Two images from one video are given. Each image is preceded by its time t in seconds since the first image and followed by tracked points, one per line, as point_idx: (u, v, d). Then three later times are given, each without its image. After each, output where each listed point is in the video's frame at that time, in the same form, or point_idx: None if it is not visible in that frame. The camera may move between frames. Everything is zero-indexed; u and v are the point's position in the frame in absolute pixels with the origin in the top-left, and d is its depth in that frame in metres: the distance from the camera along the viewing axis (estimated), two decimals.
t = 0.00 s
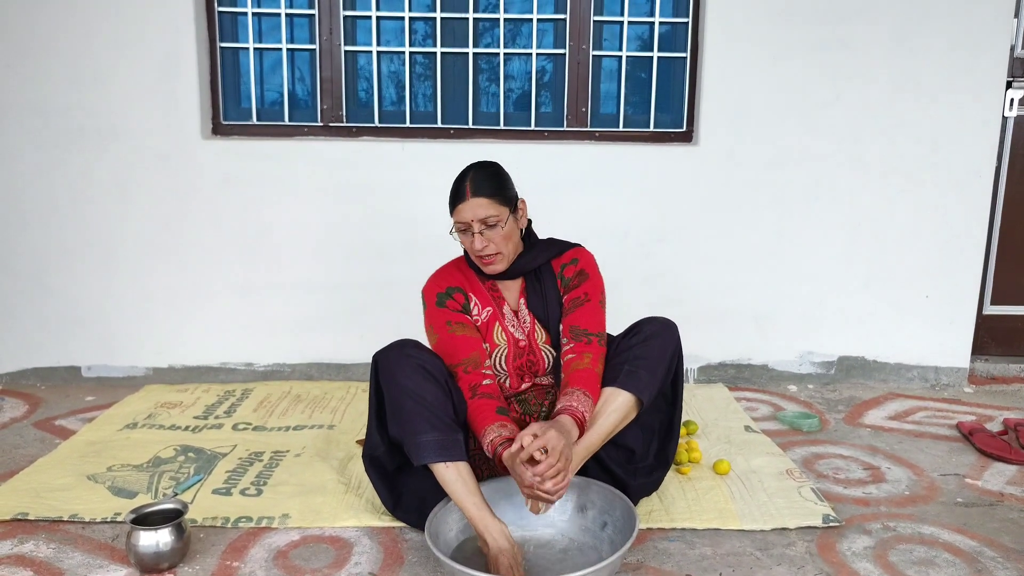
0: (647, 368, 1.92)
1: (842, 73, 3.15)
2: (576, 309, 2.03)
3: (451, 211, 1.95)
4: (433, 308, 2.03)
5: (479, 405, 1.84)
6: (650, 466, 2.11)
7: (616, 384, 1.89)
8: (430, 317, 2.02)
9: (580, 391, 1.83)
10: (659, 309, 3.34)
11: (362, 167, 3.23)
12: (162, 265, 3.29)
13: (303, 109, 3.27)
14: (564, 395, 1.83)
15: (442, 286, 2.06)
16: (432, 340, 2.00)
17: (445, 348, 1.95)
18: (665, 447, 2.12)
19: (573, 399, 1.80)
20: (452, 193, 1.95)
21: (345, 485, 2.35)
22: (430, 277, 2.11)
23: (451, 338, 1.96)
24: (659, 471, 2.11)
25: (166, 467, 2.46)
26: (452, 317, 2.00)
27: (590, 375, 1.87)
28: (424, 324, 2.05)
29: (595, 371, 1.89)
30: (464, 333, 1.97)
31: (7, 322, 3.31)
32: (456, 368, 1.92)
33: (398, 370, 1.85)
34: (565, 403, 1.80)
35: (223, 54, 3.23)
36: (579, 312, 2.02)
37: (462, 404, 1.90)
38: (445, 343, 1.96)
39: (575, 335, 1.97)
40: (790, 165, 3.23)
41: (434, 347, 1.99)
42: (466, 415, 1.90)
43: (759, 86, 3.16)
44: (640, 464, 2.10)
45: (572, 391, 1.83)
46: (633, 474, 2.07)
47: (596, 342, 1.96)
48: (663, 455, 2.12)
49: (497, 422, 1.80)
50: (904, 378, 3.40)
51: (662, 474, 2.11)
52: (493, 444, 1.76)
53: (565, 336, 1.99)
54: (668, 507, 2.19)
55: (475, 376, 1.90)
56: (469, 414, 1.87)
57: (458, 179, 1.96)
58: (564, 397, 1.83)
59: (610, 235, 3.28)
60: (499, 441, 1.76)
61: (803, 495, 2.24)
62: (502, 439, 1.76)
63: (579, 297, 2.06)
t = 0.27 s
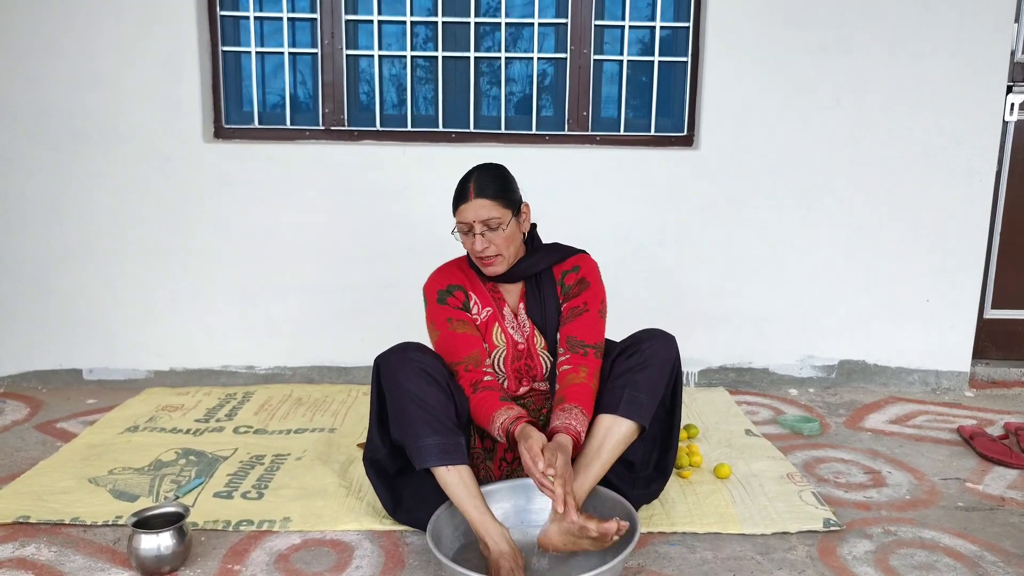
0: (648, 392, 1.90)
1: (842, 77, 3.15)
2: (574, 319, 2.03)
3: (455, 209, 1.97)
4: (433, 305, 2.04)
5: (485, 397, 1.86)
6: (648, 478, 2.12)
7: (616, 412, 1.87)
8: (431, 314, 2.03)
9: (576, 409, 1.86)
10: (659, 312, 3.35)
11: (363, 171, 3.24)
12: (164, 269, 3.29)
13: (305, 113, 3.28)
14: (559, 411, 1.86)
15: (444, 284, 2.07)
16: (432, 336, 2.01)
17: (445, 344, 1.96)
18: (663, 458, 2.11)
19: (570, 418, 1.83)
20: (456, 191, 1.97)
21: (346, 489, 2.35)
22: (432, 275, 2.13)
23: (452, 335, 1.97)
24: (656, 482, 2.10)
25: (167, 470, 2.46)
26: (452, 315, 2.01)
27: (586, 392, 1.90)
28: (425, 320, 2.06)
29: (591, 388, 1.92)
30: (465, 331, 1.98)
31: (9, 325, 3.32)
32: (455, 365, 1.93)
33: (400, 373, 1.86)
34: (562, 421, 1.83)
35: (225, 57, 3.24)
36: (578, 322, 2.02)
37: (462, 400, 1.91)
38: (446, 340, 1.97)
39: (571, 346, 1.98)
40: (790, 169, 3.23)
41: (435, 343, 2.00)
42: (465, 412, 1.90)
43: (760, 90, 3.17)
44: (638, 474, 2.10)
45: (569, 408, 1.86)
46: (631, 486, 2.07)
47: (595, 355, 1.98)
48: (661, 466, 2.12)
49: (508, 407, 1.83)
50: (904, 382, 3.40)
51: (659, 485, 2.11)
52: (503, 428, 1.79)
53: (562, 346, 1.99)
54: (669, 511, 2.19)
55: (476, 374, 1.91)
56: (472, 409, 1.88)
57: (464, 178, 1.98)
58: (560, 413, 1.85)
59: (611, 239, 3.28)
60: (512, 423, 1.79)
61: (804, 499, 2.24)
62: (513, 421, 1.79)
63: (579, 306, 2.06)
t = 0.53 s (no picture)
0: (650, 411, 1.90)
1: (845, 78, 3.15)
2: (580, 327, 2.02)
3: (467, 209, 1.96)
4: (437, 307, 2.03)
5: (484, 406, 1.86)
6: (647, 489, 2.14)
7: (617, 430, 1.87)
8: (434, 316, 2.03)
9: (582, 422, 1.85)
10: (661, 313, 3.35)
11: (366, 170, 3.24)
12: (166, 268, 3.30)
13: (308, 112, 3.29)
14: (565, 424, 1.84)
15: (448, 286, 2.06)
16: (435, 339, 2.01)
17: (448, 349, 1.96)
18: (664, 472, 2.11)
19: (575, 432, 1.82)
20: (469, 191, 1.96)
21: (347, 488, 2.35)
22: (436, 274, 2.11)
23: (455, 339, 1.97)
24: (655, 495, 2.12)
25: (170, 469, 2.47)
26: (455, 318, 2.01)
27: (592, 404, 1.89)
28: (427, 320, 2.05)
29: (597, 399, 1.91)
30: (468, 335, 1.98)
31: (12, 324, 3.32)
32: (457, 371, 1.94)
33: (392, 378, 1.86)
34: (567, 435, 1.82)
35: (228, 57, 3.25)
36: (584, 330, 2.01)
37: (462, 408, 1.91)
38: (449, 344, 1.97)
39: (578, 355, 1.98)
40: (793, 170, 3.23)
41: (437, 347, 2.00)
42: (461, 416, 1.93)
43: (763, 91, 3.17)
44: (638, 485, 2.13)
45: (575, 421, 1.85)
46: (628, 497, 2.11)
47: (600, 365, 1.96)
48: (661, 478, 2.12)
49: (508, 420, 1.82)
50: (906, 384, 3.40)
51: (658, 497, 2.12)
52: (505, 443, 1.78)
53: (568, 354, 1.99)
54: (670, 512, 2.19)
55: (475, 381, 1.91)
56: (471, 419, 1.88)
57: (477, 179, 1.98)
58: (566, 427, 1.84)
59: (613, 239, 3.28)
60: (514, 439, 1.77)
61: (806, 500, 2.24)
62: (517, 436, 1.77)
63: (584, 314, 2.04)
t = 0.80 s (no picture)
0: (655, 417, 1.92)
1: (844, 78, 3.16)
2: (585, 344, 1.98)
3: (487, 220, 1.92)
4: (443, 322, 1.98)
5: (489, 435, 1.82)
6: (650, 494, 2.13)
7: (622, 437, 1.89)
8: (440, 331, 1.98)
9: (585, 457, 1.81)
10: (661, 312, 3.35)
11: (366, 170, 3.24)
12: (166, 268, 3.30)
13: (307, 112, 3.29)
14: (568, 457, 1.81)
15: (455, 300, 2.01)
16: (441, 354, 1.97)
17: (455, 367, 1.92)
18: (666, 474, 2.12)
19: (579, 468, 1.79)
20: (491, 201, 1.92)
21: (347, 488, 2.36)
22: (442, 286, 2.06)
23: (462, 357, 1.92)
24: (658, 497, 2.11)
25: (170, 469, 2.47)
26: (463, 333, 1.96)
27: (594, 434, 1.85)
28: (432, 335, 2.01)
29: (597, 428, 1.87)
30: (476, 352, 1.94)
31: (12, 325, 3.32)
32: (464, 389, 1.90)
33: (390, 378, 1.89)
34: (572, 471, 1.78)
35: (228, 57, 3.25)
36: (588, 347, 1.97)
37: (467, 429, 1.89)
38: (455, 362, 1.93)
39: (579, 373, 1.93)
40: (792, 169, 3.23)
41: (444, 362, 1.96)
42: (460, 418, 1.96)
43: (762, 91, 3.17)
44: (640, 489, 2.13)
45: (578, 455, 1.81)
46: (633, 502, 2.09)
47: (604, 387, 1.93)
48: (665, 481, 2.12)
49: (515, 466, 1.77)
50: (905, 383, 3.41)
51: (661, 500, 2.12)
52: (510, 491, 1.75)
53: (570, 372, 1.95)
54: (670, 511, 2.20)
55: (483, 401, 1.88)
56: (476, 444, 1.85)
57: (498, 190, 1.94)
58: (569, 461, 1.80)
59: (613, 238, 3.29)
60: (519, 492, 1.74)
61: (805, 499, 2.24)
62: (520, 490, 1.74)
63: (590, 331, 2.00)
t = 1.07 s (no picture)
0: (661, 415, 1.92)
1: (844, 74, 3.15)
2: (591, 339, 2.01)
3: (508, 214, 1.91)
4: (453, 318, 1.99)
5: (498, 439, 1.83)
6: (653, 492, 2.13)
7: (628, 435, 1.89)
8: (452, 328, 1.99)
9: (590, 454, 1.81)
10: (661, 308, 3.35)
11: (366, 167, 3.24)
12: (167, 265, 3.30)
13: (307, 110, 3.29)
14: (573, 454, 1.81)
15: (465, 296, 2.02)
16: (452, 350, 1.97)
17: (467, 363, 1.93)
18: (670, 474, 2.11)
19: (585, 465, 1.79)
20: (513, 196, 1.91)
21: (349, 484, 2.37)
22: (451, 284, 2.07)
23: (475, 352, 1.93)
24: (662, 496, 2.12)
25: (173, 466, 2.48)
26: (475, 329, 1.97)
27: (596, 430, 1.87)
28: (442, 332, 2.01)
29: (599, 423, 1.89)
30: (488, 347, 1.94)
31: (14, 323, 3.33)
32: (478, 386, 1.90)
33: (397, 372, 1.89)
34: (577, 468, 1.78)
35: (228, 55, 3.25)
36: (594, 341, 2.00)
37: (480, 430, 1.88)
38: (467, 358, 1.93)
39: (584, 368, 1.96)
40: (792, 164, 3.23)
41: (455, 358, 1.96)
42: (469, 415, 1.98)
43: (762, 86, 3.17)
44: (643, 487, 2.14)
45: (583, 452, 1.81)
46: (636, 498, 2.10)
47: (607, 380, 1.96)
48: (669, 480, 2.12)
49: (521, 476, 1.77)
50: (906, 377, 3.41)
51: (663, 498, 2.12)
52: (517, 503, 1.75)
53: (575, 366, 1.97)
54: (671, 506, 2.20)
55: (499, 398, 1.88)
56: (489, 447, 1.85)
57: (520, 183, 1.92)
58: (574, 457, 1.80)
59: (613, 234, 3.29)
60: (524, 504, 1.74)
61: (806, 494, 2.25)
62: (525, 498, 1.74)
63: (596, 326, 2.04)
